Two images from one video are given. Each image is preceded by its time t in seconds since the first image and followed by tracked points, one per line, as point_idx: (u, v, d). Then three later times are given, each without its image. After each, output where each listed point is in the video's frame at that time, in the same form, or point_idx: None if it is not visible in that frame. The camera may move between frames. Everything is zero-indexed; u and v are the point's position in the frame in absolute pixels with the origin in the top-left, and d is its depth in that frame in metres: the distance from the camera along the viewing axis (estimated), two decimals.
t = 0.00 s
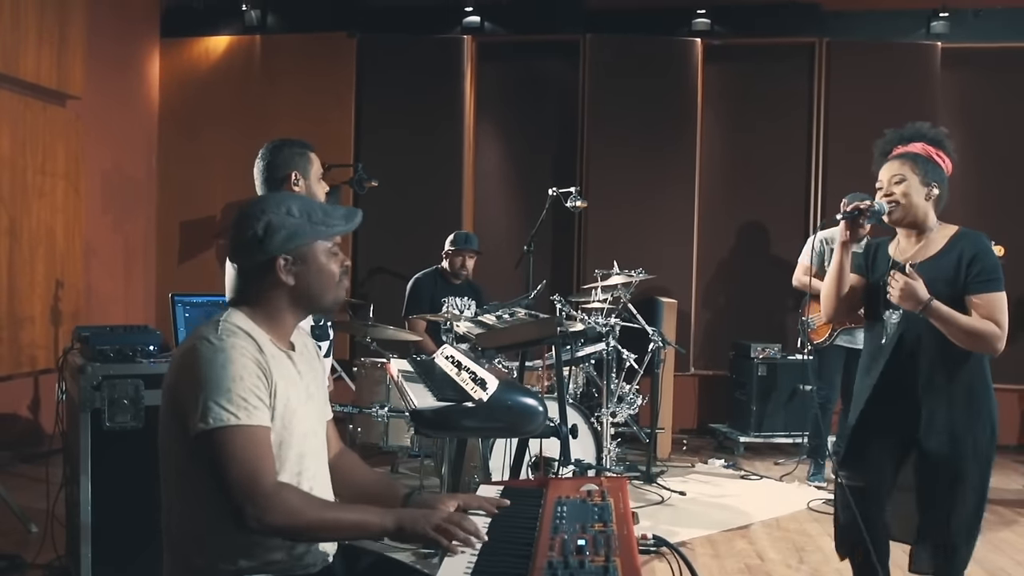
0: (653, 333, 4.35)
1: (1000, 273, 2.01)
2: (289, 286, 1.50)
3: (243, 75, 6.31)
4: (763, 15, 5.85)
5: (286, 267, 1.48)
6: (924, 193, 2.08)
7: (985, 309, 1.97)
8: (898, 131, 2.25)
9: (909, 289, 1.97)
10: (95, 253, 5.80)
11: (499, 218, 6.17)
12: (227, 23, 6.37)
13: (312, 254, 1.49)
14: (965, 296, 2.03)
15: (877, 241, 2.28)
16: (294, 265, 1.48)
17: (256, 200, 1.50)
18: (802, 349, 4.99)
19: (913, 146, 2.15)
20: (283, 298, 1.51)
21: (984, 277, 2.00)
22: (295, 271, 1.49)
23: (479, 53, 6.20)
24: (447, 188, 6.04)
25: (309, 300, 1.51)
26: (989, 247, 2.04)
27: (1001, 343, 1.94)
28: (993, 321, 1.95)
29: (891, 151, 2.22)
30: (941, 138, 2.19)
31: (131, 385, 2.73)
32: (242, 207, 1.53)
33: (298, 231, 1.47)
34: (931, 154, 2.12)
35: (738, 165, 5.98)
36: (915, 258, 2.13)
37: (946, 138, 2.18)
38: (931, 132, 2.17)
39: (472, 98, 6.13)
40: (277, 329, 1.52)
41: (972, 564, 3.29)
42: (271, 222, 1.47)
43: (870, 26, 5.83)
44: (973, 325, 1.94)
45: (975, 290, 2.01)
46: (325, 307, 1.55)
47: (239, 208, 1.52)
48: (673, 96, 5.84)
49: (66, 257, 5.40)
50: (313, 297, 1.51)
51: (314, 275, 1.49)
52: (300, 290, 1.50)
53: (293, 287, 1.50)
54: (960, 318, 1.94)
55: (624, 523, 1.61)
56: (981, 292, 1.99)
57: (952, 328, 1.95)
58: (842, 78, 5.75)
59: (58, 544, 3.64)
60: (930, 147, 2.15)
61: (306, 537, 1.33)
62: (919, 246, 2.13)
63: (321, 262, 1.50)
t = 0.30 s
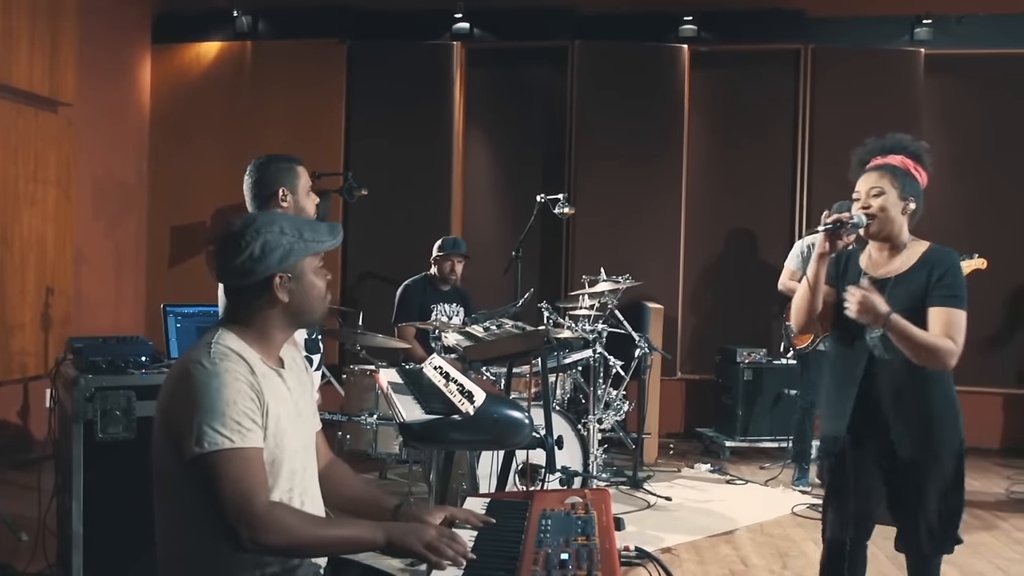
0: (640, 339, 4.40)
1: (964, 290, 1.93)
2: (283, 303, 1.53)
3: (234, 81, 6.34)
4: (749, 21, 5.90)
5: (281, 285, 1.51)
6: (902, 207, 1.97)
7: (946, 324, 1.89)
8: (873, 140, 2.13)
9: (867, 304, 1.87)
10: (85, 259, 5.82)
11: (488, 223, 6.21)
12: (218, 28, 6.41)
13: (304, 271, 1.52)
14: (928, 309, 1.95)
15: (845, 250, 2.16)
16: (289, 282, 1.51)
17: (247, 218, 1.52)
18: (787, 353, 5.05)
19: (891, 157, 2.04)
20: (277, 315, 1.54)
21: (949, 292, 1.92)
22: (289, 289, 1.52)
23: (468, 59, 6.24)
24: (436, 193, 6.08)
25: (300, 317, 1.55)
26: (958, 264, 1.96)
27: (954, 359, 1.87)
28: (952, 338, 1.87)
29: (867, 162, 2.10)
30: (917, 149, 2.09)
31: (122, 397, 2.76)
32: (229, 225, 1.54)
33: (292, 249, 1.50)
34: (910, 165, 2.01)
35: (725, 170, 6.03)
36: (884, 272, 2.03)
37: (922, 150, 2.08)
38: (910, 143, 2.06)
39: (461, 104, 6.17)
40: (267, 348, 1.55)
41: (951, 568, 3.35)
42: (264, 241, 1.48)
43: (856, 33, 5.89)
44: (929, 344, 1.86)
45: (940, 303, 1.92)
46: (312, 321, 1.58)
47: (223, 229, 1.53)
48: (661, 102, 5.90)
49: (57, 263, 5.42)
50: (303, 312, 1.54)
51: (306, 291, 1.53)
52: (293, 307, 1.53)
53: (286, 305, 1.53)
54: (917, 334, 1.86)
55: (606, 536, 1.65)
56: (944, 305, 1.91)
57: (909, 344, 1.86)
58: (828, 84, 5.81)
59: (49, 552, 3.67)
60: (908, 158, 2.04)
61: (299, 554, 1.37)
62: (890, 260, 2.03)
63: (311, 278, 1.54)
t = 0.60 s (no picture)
0: (620, 344, 4.44)
1: (911, 295, 1.70)
2: (263, 314, 1.53)
3: (216, 85, 6.33)
4: (729, 25, 5.95)
5: (262, 296, 1.52)
6: (845, 209, 1.74)
7: (890, 331, 1.67)
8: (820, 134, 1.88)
9: (806, 314, 1.67)
10: (65, 263, 5.81)
11: (470, 227, 6.24)
12: (200, 32, 6.38)
13: (284, 282, 1.53)
14: (873, 317, 1.72)
15: (791, 252, 1.92)
16: (270, 293, 1.52)
17: (228, 231, 1.55)
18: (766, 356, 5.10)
19: (833, 154, 1.80)
20: (257, 327, 1.54)
21: (894, 299, 1.69)
22: (270, 300, 1.53)
23: (451, 63, 6.26)
24: (418, 197, 6.10)
25: (281, 328, 1.56)
26: (905, 268, 1.72)
27: (900, 369, 1.64)
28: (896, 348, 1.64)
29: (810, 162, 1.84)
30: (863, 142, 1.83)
31: (107, 405, 2.77)
32: (208, 240, 1.55)
33: (273, 260, 1.52)
34: (853, 163, 1.77)
35: (705, 174, 6.09)
36: (828, 277, 1.79)
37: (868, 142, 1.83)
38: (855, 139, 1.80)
39: (443, 108, 6.20)
40: (250, 360, 1.56)
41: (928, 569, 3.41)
42: (245, 253, 1.50)
43: (835, 38, 5.96)
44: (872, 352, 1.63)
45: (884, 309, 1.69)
46: (294, 332, 1.59)
47: (203, 243, 1.55)
48: (642, 107, 5.94)
49: (37, 268, 5.41)
50: (284, 323, 1.55)
51: (286, 301, 1.54)
52: (273, 319, 1.54)
53: (267, 315, 1.54)
54: (861, 343, 1.63)
55: (586, 544, 1.69)
56: (889, 311, 1.68)
57: (851, 356, 1.64)
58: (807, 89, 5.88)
59: (32, 559, 3.68)
60: (852, 156, 1.79)
61: (285, 564, 1.39)
62: (836, 264, 1.79)
63: (290, 289, 1.55)
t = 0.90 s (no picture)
0: (593, 347, 4.50)
1: (862, 301, 1.71)
2: (237, 322, 1.58)
3: (192, 87, 6.33)
4: (701, 31, 6.04)
5: (235, 305, 1.56)
6: (790, 210, 1.80)
7: (849, 338, 1.69)
8: (766, 141, 1.99)
9: (766, 339, 1.68)
10: (39, 266, 5.79)
11: (446, 230, 6.29)
12: (175, 34, 6.39)
13: (257, 291, 1.57)
14: (831, 326, 1.74)
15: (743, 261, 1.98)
16: (242, 302, 1.56)
17: (198, 242, 1.58)
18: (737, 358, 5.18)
19: (777, 160, 1.88)
20: (233, 335, 1.58)
21: (845, 305, 1.70)
22: (243, 309, 1.57)
23: (428, 66, 6.30)
24: (394, 199, 6.14)
25: (255, 336, 1.60)
26: (853, 272, 1.73)
27: (863, 375, 1.67)
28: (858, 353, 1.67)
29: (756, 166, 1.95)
30: (808, 150, 1.93)
31: (84, 410, 2.80)
32: (180, 250, 1.59)
33: (243, 269, 1.55)
34: (795, 168, 1.86)
35: (678, 178, 6.17)
36: (777, 283, 1.82)
37: (813, 151, 1.93)
38: (797, 143, 1.92)
39: (419, 111, 6.24)
40: (228, 368, 1.60)
41: (891, 567, 3.50)
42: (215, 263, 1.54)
43: (806, 44, 6.05)
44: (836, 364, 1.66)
45: (837, 317, 1.72)
46: (269, 338, 1.63)
47: (173, 253, 1.58)
48: (616, 111, 6.01)
49: (10, 270, 5.39)
50: (259, 331, 1.59)
51: (258, 310, 1.58)
52: (248, 326, 1.58)
53: (241, 324, 1.58)
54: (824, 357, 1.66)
55: (556, 545, 1.74)
56: (843, 318, 1.71)
57: (816, 370, 1.66)
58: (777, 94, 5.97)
59: (9, 562, 3.70)
60: (795, 160, 1.89)
61: (265, 568, 1.43)
62: (785, 270, 1.82)
63: (263, 296, 1.59)
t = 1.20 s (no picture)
0: (561, 347, 4.57)
1: (808, 296, 1.78)
2: (208, 327, 1.62)
3: (160, 88, 6.33)
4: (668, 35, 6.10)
5: (204, 311, 1.60)
6: (741, 209, 1.88)
7: (786, 339, 1.75)
8: (706, 141, 2.06)
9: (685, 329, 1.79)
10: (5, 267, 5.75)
11: (415, 231, 6.33)
12: (143, 34, 6.37)
13: (227, 296, 1.61)
14: (771, 324, 1.79)
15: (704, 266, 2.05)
16: (212, 308, 1.60)
17: (170, 249, 1.62)
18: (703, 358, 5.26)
19: (718, 159, 1.96)
20: (204, 340, 1.62)
21: (794, 301, 1.77)
22: (214, 314, 1.61)
23: (398, 68, 6.34)
24: (363, 201, 6.17)
25: (226, 340, 1.64)
26: (802, 266, 1.81)
27: (793, 376, 1.72)
28: (791, 355, 1.72)
29: (697, 166, 2.02)
30: (747, 146, 2.01)
31: (54, 414, 2.83)
32: (155, 256, 1.64)
33: (213, 276, 1.60)
34: (738, 165, 1.94)
35: (645, 180, 6.24)
36: (732, 283, 1.89)
37: (752, 146, 2.01)
38: (736, 141, 2.00)
39: (388, 113, 6.26)
40: (201, 370, 1.64)
41: (850, 560, 3.60)
42: (186, 270, 1.59)
43: (769, 49, 6.16)
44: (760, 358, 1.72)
45: (782, 312, 1.77)
46: (240, 342, 1.67)
47: (149, 259, 1.63)
48: (584, 113, 6.09)
49: None
50: (230, 336, 1.63)
51: (229, 314, 1.62)
52: (218, 331, 1.62)
53: (211, 329, 1.62)
54: (744, 351, 1.73)
55: (522, 543, 1.79)
56: (784, 316, 1.76)
57: (740, 363, 1.73)
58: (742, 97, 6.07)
59: None
60: (736, 157, 1.97)
61: (237, 564, 1.48)
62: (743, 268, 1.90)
63: (234, 301, 1.63)
